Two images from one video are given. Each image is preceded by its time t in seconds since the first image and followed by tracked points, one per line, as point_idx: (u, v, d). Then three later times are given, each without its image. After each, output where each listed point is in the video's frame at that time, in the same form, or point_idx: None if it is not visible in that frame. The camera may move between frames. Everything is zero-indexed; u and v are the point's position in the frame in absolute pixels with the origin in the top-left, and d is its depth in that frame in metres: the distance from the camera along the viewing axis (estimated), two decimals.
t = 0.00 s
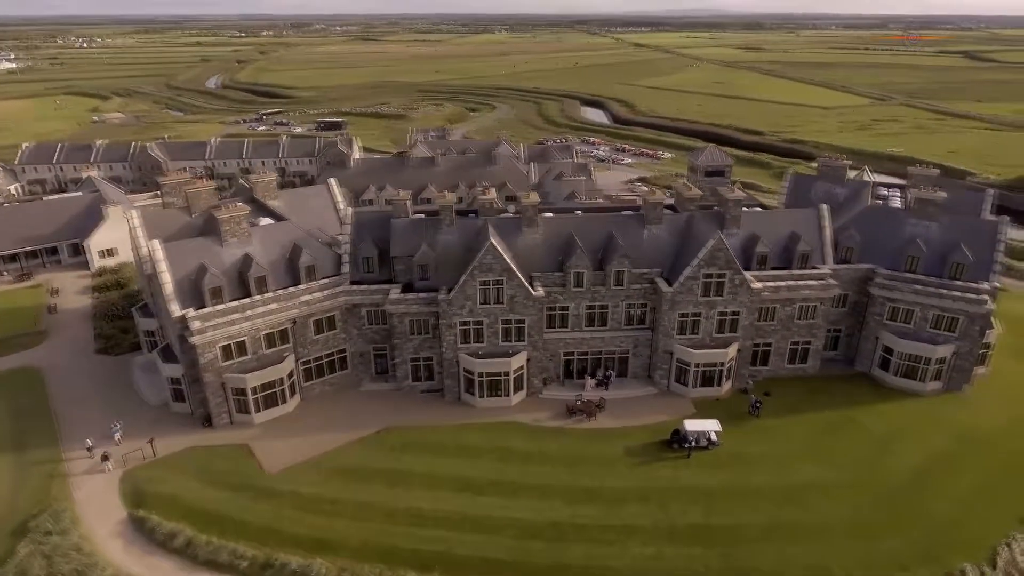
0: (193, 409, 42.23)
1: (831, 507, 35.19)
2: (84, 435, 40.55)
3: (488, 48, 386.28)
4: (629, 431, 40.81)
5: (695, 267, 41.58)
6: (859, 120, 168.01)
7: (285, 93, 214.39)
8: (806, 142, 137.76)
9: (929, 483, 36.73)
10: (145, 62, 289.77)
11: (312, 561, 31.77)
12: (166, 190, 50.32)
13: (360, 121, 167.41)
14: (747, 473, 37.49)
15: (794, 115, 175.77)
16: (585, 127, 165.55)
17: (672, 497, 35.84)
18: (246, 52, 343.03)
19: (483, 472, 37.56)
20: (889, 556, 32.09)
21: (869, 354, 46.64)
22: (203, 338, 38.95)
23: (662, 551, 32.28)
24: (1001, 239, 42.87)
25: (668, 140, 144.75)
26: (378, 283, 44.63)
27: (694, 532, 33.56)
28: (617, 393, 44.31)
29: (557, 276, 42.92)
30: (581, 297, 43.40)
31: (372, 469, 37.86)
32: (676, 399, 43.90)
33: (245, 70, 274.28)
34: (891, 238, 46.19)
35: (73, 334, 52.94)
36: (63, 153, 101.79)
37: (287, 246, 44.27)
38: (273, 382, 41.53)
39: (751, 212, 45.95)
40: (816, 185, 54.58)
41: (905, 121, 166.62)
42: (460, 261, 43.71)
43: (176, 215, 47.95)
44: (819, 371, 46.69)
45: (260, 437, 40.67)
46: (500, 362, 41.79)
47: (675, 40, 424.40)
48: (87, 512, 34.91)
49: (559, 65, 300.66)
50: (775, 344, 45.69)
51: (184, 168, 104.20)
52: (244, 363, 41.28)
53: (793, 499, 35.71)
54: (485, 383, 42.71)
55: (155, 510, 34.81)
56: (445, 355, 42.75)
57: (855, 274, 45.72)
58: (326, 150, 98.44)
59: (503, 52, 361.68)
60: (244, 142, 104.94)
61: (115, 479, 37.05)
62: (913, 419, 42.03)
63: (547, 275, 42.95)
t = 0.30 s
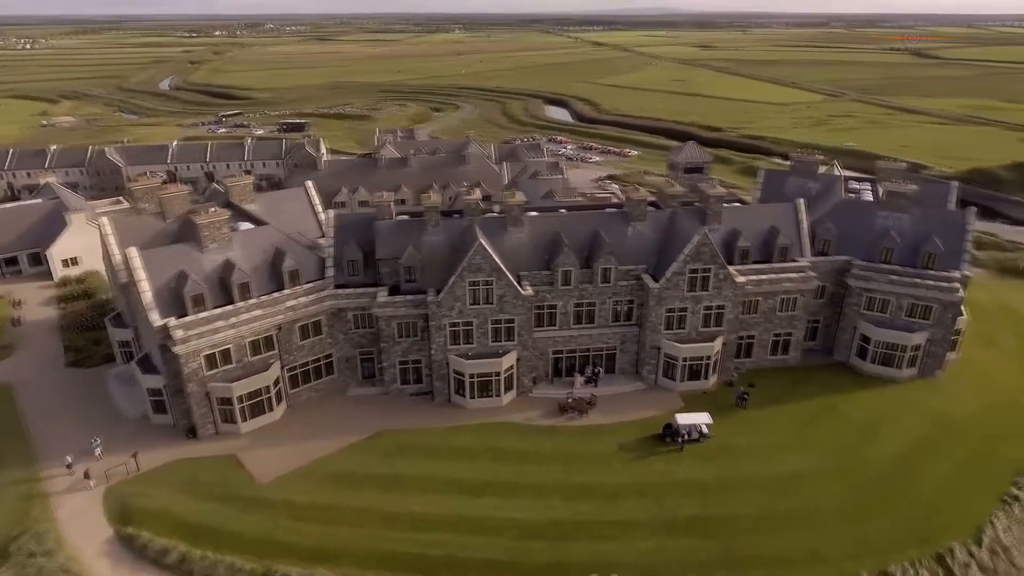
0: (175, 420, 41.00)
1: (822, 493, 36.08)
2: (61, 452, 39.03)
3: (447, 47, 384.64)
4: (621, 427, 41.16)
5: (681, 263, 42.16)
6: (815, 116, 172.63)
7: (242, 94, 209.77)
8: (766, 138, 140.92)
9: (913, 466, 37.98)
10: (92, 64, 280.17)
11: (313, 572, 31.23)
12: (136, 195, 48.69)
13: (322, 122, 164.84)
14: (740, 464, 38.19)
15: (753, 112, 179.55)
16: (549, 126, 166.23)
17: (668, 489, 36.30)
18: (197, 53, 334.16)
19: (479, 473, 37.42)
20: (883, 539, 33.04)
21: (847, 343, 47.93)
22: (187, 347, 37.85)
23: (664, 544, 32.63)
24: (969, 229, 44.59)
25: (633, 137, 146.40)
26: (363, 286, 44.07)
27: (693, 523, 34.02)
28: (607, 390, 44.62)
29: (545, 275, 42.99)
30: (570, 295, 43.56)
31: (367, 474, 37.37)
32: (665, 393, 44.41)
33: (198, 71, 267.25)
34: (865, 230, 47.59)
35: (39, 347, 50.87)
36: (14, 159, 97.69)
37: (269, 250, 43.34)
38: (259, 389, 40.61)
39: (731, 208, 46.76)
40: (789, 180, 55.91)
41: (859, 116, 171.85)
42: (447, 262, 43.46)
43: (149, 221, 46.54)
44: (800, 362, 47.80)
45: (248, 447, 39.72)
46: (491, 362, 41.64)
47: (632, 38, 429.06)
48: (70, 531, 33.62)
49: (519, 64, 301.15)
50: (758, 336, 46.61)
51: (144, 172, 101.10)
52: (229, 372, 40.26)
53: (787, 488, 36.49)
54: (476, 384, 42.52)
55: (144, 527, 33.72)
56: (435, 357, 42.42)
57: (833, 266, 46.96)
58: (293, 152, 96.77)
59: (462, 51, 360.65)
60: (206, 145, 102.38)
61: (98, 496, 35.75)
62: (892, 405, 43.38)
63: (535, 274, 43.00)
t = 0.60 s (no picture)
0: (162, 431, 40.02)
1: (816, 483, 36.82)
2: (43, 467, 37.76)
3: (414, 47, 382.71)
4: (615, 424, 41.45)
5: (670, 260, 42.61)
6: (780, 113, 176.17)
7: (206, 95, 205.53)
8: (736, 135, 143.36)
9: (900, 452, 39.08)
10: (47, 66, 271.46)
11: None
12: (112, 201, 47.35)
13: (291, 123, 162.49)
14: (734, 457, 38.78)
15: (720, 109, 182.31)
16: (521, 125, 166.64)
17: (666, 484, 36.69)
18: (156, 53, 326.28)
19: (478, 474, 37.28)
20: (878, 524, 33.82)
21: (830, 334, 49.01)
22: (174, 355, 36.95)
23: (666, 538, 32.94)
24: (945, 222, 45.99)
25: (605, 136, 147.56)
26: (352, 288, 43.62)
27: (693, 516, 34.42)
28: (598, 387, 44.86)
29: (536, 274, 43.08)
30: (560, 293, 43.70)
31: (364, 479, 36.95)
32: (656, 388, 44.84)
33: (159, 72, 260.76)
34: (845, 224, 48.72)
35: (11, 359, 49.13)
36: None
37: (255, 254, 42.53)
38: (249, 396, 39.84)
39: (716, 204, 47.46)
40: (768, 176, 56.98)
41: (822, 113, 175.89)
42: (437, 263, 43.27)
43: (128, 226, 45.38)
44: (784, 354, 48.75)
45: (240, 455, 38.96)
46: (485, 362, 41.51)
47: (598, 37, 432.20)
48: (58, 548, 32.53)
49: (487, 64, 301.02)
50: (744, 330, 47.35)
51: (110, 177, 98.45)
52: (217, 379, 39.40)
53: (781, 479, 37.18)
54: (469, 385, 42.37)
55: (137, 543, 32.82)
56: (427, 359, 42.14)
57: (814, 260, 47.99)
58: (265, 154, 95.28)
59: (430, 51, 358.92)
60: (174, 147, 100.18)
61: (86, 512, 34.69)
62: (876, 394, 44.54)
63: (526, 273, 43.06)
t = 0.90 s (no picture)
0: (152, 443, 38.82)
1: (810, 471, 37.59)
2: (28, 485, 36.27)
3: (375, 47, 378.99)
4: (612, 420, 41.77)
5: (662, 256, 43.08)
6: (743, 110, 179.64)
7: (164, 97, 199.98)
8: (702, 132, 145.70)
9: (886, 439, 40.17)
10: None
11: None
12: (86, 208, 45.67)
13: (255, 124, 159.41)
14: (729, 449, 39.36)
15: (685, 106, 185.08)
16: (489, 124, 166.47)
17: (668, 479, 37.10)
18: (107, 53, 316.14)
19: (480, 475, 37.15)
20: (873, 510, 34.69)
21: (813, 325, 50.22)
22: (165, 365, 35.89)
23: (672, 532, 33.32)
24: (920, 214, 47.53)
25: (574, 134, 148.45)
26: (343, 292, 43.04)
27: (695, 508, 34.87)
28: (593, 384, 45.16)
29: (529, 273, 43.12)
30: (553, 292, 43.82)
31: (366, 484, 36.47)
32: (649, 383, 45.33)
33: (112, 74, 252.85)
34: (825, 218, 49.95)
35: None
36: None
37: (243, 259, 41.58)
38: (242, 405, 38.96)
39: (702, 200, 48.17)
40: (747, 172, 58.07)
41: (783, 109, 179.99)
42: (429, 264, 42.98)
43: (106, 233, 43.87)
44: (770, 346, 49.77)
45: (235, 465, 38.07)
46: (481, 363, 41.36)
47: (559, 36, 434.32)
48: (51, 568, 31.28)
49: (451, 63, 299.67)
50: (733, 324, 48.17)
51: (70, 182, 95.04)
52: (209, 389, 38.41)
53: (776, 469, 37.84)
54: (465, 386, 42.19)
55: (135, 560, 31.79)
56: (423, 361, 41.81)
57: (798, 254, 49.12)
58: (234, 157, 93.22)
59: (392, 50, 355.56)
60: (137, 151, 97.21)
61: (78, 530, 33.45)
62: (859, 382, 45.70)
63: (519, 272, 43.08)
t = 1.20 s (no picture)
0: (151, 452, 38.02)
1: (811, 463, 38.23)
2: (23, 500, 35.29)
3: (348, 47, 375.70)
4: (614, 418, 41.99)
5: (659, 253, 43.41)
6: (718, 108, 181.74)
7: (133, 98, 195.71)
8: (680, 130, 147.12)
9: (883, 429, 41.02)
10: None
11: None
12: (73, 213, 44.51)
13: (230, 126, 156.92)
14: (732, 444, 39.85)
15: (661, 105, 186.79)
16: (467, 123, 166.11)
17: (673, 475, 37.43)
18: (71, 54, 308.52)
19: (487, 476, 37.08)
20: (875, 499, 35.45)
21: (805, 320, 50.99)
22: (164, 372, 35.12)
23: (681, 528, 33.66)
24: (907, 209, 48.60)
25: (553, 133, 148.74)
26: (341, 295, 42.60)
27: (703, 504, 35.29)
28: (592, 382, 45.30)
29: (528, 273, 43.14)
30: (552, 291, 43.89)
31: (372, 488, 36.17)
32: (648, 380, 45.64)
33: (77, 75, 246.76)
34: (814, 214, 50.76)
35: None
36: None
37: (239, 264, 40.95)
38: (242, 411, 38.32)
39: (695, 198, 48.64)
40: (735, 169, 58.75)
41: (757, 107, 182.61)
42: (427, 265, 42.77)
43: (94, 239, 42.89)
44: (763, 341, 50.45)
45: (237, 473, 37.45)
46: (483, 363, 41.26)
47: (533, 35, 434.76)
48: None
49: (425, 63, 298.27)
50: (728, 319, 48.70)
51: (42, 187, 92.56)
52: (208, 396, 37.70)
53: (778, 462, 38.43)
54: (467, 387, 42.04)
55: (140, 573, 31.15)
56: (424, 362, 41.57)
57: (789, 249, 49.89)
58: (213, 158, 91.67)
59: (365, 50, 352.74)
60: (112, 154, 95.04)
61: (78, 544, 32.62)
62: (852, 375, 46.59)
63: (518, 272, 43.07)
